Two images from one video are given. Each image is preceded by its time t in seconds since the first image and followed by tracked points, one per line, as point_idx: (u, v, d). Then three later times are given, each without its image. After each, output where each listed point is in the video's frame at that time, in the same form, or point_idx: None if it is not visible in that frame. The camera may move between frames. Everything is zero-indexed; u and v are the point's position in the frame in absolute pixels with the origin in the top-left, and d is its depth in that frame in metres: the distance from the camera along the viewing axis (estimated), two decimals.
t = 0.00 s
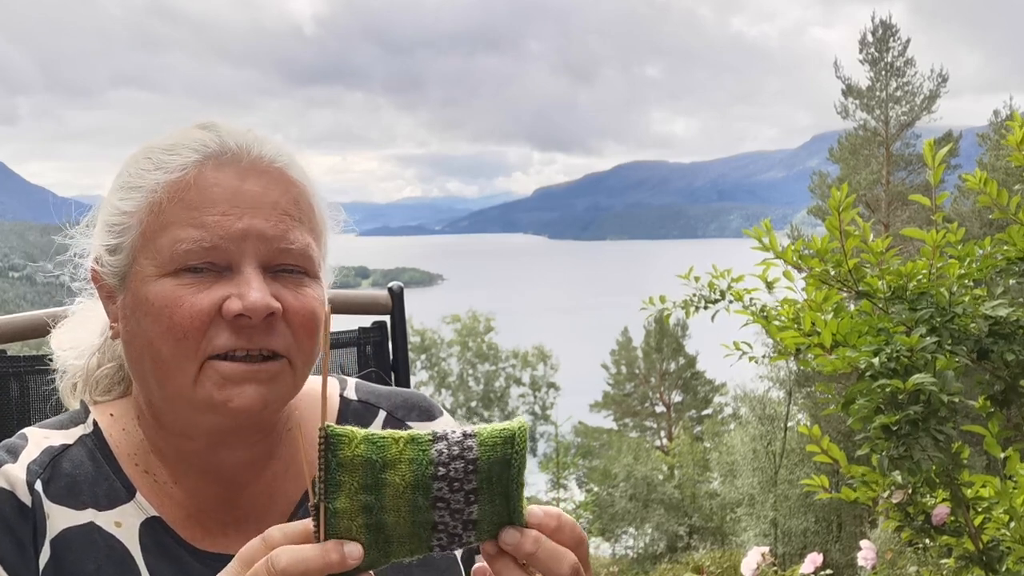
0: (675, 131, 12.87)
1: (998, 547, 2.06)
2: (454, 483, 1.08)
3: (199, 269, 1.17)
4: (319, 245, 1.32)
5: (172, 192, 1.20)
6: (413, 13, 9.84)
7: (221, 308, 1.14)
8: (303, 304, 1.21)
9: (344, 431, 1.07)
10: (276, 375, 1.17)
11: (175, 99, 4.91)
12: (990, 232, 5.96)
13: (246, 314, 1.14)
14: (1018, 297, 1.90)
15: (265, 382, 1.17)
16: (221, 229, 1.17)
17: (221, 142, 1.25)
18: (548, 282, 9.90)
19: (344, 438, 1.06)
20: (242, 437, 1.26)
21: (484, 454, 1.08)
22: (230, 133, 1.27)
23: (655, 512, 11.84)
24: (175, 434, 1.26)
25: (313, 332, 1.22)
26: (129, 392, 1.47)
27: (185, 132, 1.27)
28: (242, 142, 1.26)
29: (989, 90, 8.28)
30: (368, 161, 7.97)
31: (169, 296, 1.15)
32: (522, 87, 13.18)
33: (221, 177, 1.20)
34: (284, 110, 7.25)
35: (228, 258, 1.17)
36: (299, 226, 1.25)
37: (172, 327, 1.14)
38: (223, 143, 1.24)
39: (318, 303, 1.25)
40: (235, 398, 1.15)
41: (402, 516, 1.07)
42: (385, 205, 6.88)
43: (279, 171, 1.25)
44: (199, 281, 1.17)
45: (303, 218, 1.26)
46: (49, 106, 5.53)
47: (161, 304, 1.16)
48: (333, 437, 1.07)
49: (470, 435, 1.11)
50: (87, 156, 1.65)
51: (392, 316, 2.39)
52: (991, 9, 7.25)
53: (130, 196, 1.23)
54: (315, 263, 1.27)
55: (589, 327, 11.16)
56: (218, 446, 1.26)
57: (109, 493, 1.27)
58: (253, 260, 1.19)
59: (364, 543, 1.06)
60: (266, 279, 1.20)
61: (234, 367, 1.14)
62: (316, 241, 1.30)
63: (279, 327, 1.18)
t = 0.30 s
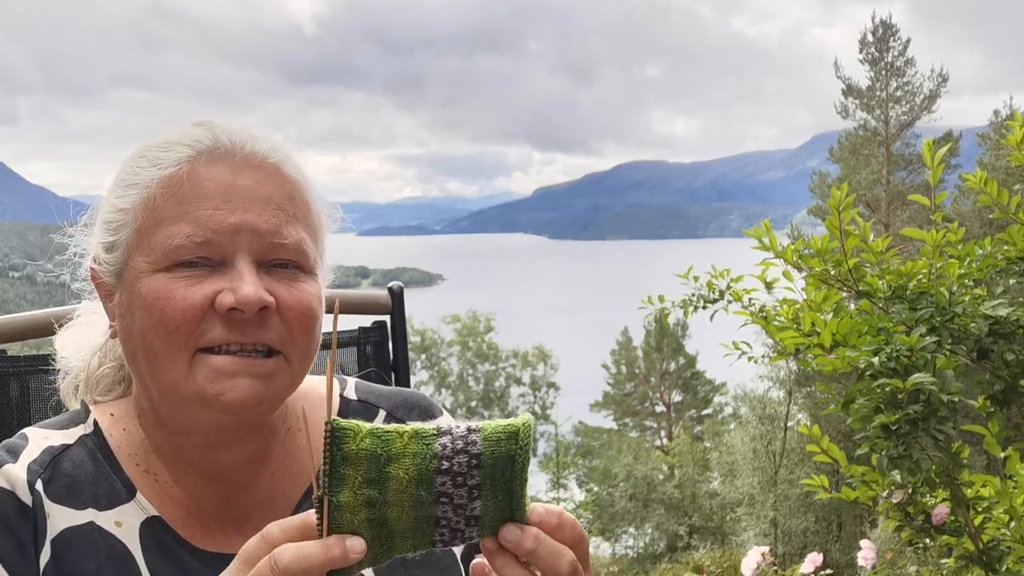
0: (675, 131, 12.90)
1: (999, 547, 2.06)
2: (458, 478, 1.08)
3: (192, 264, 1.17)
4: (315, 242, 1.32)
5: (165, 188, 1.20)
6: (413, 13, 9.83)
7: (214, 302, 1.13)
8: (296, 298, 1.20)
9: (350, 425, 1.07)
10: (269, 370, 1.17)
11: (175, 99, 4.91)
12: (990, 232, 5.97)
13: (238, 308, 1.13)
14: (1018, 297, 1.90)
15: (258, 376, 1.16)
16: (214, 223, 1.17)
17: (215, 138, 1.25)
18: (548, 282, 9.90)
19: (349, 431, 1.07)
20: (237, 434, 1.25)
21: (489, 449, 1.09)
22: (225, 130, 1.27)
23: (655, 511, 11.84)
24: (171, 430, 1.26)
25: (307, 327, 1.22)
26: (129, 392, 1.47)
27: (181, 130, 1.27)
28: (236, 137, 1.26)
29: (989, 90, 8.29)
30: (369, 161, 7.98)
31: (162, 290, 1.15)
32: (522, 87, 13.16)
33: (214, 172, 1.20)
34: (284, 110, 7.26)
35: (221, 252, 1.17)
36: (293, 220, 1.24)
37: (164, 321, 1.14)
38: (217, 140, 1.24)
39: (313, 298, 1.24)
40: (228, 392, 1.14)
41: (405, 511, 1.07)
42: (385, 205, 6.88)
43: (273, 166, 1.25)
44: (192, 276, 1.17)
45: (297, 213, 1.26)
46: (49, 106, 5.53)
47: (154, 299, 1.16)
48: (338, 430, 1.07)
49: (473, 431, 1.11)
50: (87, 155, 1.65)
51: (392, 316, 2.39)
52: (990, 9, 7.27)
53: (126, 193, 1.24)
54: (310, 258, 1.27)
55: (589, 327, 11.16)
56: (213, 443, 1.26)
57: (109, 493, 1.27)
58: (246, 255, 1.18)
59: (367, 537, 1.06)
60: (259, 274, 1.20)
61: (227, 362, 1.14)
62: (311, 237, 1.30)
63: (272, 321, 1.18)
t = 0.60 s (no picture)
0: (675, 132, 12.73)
1: (999, 546, 2.06)
2: (462, 482, 1.05)
3: (202, 270, 1.17)
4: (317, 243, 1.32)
5: (171, 193, 1.19)
6: (413, 13, 9.83)
7: (226, 308, 1.13)
8: (304, 302, 1.21)
9: (352, 430, 1.02)
10: (280, 374, 1.18)
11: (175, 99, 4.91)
12: (990, 231, 5.98)
13: (251, 313, 1.14)
14: (1018, 297, 1.90)
15: (269, 380, 1.17)
16: (223, 228, 1.16)
17: (217, 141, 1.24)
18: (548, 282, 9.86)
19: (351, 437, 1.01)
20: (245, 438, 1.26)
21: (493, 454, 1.05)
22: (226, 132, 1.27)
23: (655, 511, 11.83)
24: (177, 433, 1.26)
25: (314, 329, 1.23)
26: (127, 393, 1.47)
27: (181, 133, 1.26)
28: (238, 140, 1.25)
29: (989, 89, 8.30)
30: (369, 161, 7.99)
31: (173, 297, 1.15)
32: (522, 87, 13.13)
33: (220, 176, 1.20)
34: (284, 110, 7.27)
35: (230, 257, 1.17)
36: (298, 223, 1.25)
37: (177, 328, 1.14)
38: (220, 143, 1.24)
39: (319, 300, 1.25)
40: (241, 396, 1.15)
41: (406, 516, 1.04)
42: (385, 205, 6.88)
43: (276, 168, 1.25)
44: (202, 281, 1.16)
45: (302, 215, 1.26)
46: (49, 106, 5.53)
47: (165, 305, 1.15)
48: (340, 436, 1.02)
49: (477, 435, 1.07)
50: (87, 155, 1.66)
51: (392, 316, 2.39)
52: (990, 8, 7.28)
53: (128, 197, 1.23)
54: (313, 260, 1.27)
55: (589, 327, 11.16)
56: (219, 444, 1.26)
57: (109, 493, 1.27)
58: (254, 259, 1.18)
59: (367, 542, 1.04)
60: (267, 278, 1.20)
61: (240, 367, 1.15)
62: (314, 239, 1.30)
63: (282, 325, 1.18)
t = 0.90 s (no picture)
0: (674, 131, 12.84)
1: (999, 547, 2.05)
2: (461, 482, 0.96)
3: (212, 271, 1.16)
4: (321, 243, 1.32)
5: (180, 194, 1.18)
6: (411, 12, 9.80)
7: (237, 309, 1.13)
8: (312, 303, 1.21)
9: (350, 429, 0.95)
10: (288, 376, 1.18)
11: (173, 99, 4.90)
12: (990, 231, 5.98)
13: (262, 314, 1.13)
14: (1017, 298, 1.90)
15: (278, 382, 1.17)
16: (233, 229, 1.16)
17: (224, 142, 1.24)
18: (553, 281, 9.89)
19: (350, 436, 0.94)
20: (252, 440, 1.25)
21: (492, 454, 0.97)
22: (232, 133, 1.26)
23: (655, 511, 11.82)
24: (182, 433, 1.26)
25: (321, 330, 1.23)
26: (125, 394, 1.45)
27: (186, 133, 1.26)
28: (244, 141, 1.25)
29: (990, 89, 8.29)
30: (368, 161, 8.00)
31: (183, 298, 1.15)
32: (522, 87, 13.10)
33: (230, 177, 1.19)
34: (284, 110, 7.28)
35: (239, 259, 1.17)
36: (306, 225, 1.25)
37: (187, 329, 1.13)
38: (227, 144, 1.24)
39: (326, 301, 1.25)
40: (252, 398, 1.15)
41: (404, 516, 0.96)
42: (384, 205, 6.87)
43: (282, 170, 1.25)
44: (211, 283, 1.16)
45: (308, 216, 1.26)
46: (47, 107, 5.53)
47: (174, 307, 1.15)
48: (338, 435, 0.94)
49: (477, 434, 0.98)
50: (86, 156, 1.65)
51: (392, 315, 2.38)
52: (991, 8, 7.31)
53: (132, 199, 1.22)
54: (318, 261, 1.28)
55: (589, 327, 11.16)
56: (224, 445, 1.26)
57: (107, 493, 1.27)
58: (263, 261, 1.18)
59: (364, 543, 0.96)
60: (276, 279, 1.20)
61: (250, 369, 1.14)
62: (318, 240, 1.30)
63: (291, 327, 1.18)
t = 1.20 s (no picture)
0: (674, 131, 12.92)
1: (999, 546, 2.05)
2: (461, 472, 0.94)
3: (184, 268, 1.16)
4: (310, 243, 1.30)
5: (155, 190, 1.19)
6: (411, 12, 9.78)
7: (204, 306, 1.11)
8: (286, 301, 1.18)
9: (350, 423, 0.93)
10: (258, 374, 1.15)
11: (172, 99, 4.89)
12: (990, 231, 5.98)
13: (227, 311, 1.11)
14: (1017, 297, 1.90)
15: (247, 380, 1.14)
16: (203, 225, 1.16)
17: (204, 142, 1.24)
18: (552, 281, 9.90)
19: (350, 430, 0.92)
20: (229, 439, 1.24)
21: (491, 443, 0.95)
22: (216, 134, 1.26)
23: (655, 511, 11.84)
24: (166, 432, 1.25)
25: (299, 328, 1.19)
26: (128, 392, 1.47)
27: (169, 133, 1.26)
28: (225, 141, 1.25)
29: (990, 89, 8.26)
30: (368, 161, 8.00)
31: (150, 294, 1.13)
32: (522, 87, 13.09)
33: (205, 174, 1.20)
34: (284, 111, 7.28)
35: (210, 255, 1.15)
36: (284, 222, 1.23)
37: (154, 325, 1.12)
38: (208, 144, 1.24)
39: (305, 299, 1.22)
40: (218, 396, 1.12)
41: (405, 505, 0.94)
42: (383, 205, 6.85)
43: (263, 170, 1.24)
44: (181, 279, 1.15)
45: (288, 215, 1.25)
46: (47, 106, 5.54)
47: (143, 304, 1.14)
48: (338, 430, 0.92)
49: (474, 424, 0.96)
50: (86, 156, 1.65)
51: (392, 315, 2.37)
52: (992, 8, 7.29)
53: (114, 198, 1.23)
54: (300, 259, 1.25)
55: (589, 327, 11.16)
56: (208, 444, 1.25)
57: (109, 492, 1.26)
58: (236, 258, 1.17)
59: (369, 534, 0.95)
60: (248, 276, 1.18)
61: (216, 367, 1.12)
62: (303, 240, 1.28)
63: (262, 324, 1.15)
